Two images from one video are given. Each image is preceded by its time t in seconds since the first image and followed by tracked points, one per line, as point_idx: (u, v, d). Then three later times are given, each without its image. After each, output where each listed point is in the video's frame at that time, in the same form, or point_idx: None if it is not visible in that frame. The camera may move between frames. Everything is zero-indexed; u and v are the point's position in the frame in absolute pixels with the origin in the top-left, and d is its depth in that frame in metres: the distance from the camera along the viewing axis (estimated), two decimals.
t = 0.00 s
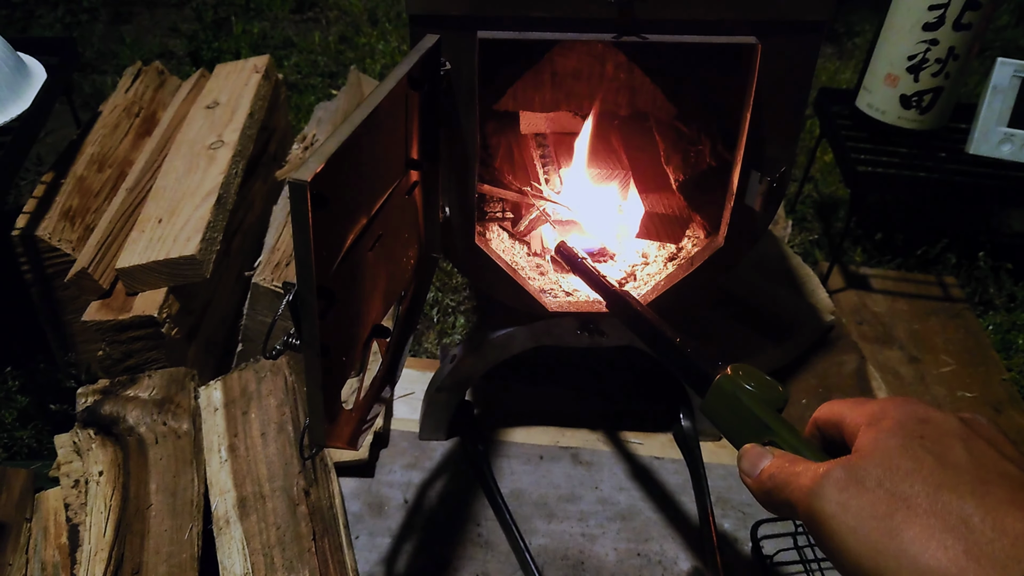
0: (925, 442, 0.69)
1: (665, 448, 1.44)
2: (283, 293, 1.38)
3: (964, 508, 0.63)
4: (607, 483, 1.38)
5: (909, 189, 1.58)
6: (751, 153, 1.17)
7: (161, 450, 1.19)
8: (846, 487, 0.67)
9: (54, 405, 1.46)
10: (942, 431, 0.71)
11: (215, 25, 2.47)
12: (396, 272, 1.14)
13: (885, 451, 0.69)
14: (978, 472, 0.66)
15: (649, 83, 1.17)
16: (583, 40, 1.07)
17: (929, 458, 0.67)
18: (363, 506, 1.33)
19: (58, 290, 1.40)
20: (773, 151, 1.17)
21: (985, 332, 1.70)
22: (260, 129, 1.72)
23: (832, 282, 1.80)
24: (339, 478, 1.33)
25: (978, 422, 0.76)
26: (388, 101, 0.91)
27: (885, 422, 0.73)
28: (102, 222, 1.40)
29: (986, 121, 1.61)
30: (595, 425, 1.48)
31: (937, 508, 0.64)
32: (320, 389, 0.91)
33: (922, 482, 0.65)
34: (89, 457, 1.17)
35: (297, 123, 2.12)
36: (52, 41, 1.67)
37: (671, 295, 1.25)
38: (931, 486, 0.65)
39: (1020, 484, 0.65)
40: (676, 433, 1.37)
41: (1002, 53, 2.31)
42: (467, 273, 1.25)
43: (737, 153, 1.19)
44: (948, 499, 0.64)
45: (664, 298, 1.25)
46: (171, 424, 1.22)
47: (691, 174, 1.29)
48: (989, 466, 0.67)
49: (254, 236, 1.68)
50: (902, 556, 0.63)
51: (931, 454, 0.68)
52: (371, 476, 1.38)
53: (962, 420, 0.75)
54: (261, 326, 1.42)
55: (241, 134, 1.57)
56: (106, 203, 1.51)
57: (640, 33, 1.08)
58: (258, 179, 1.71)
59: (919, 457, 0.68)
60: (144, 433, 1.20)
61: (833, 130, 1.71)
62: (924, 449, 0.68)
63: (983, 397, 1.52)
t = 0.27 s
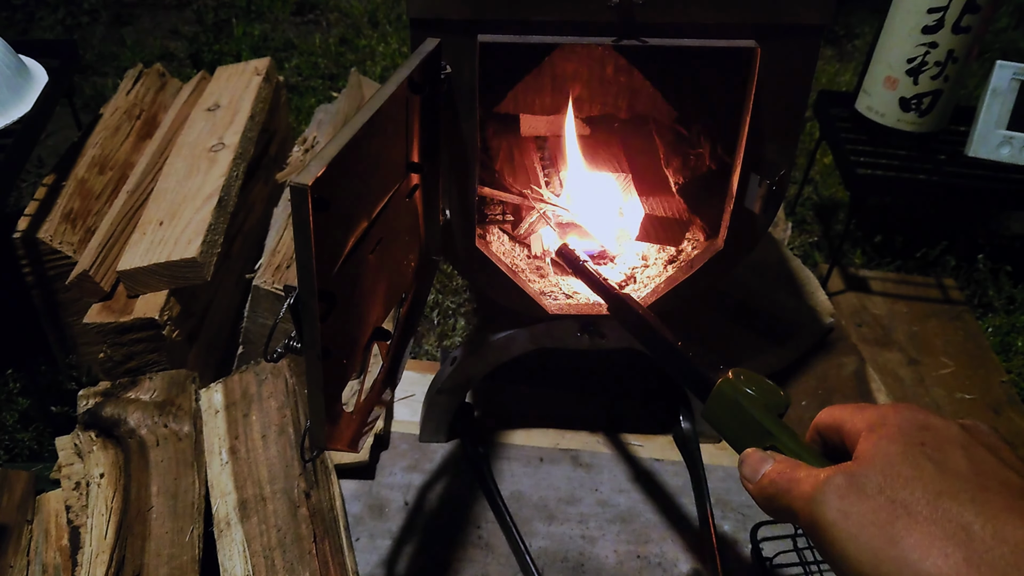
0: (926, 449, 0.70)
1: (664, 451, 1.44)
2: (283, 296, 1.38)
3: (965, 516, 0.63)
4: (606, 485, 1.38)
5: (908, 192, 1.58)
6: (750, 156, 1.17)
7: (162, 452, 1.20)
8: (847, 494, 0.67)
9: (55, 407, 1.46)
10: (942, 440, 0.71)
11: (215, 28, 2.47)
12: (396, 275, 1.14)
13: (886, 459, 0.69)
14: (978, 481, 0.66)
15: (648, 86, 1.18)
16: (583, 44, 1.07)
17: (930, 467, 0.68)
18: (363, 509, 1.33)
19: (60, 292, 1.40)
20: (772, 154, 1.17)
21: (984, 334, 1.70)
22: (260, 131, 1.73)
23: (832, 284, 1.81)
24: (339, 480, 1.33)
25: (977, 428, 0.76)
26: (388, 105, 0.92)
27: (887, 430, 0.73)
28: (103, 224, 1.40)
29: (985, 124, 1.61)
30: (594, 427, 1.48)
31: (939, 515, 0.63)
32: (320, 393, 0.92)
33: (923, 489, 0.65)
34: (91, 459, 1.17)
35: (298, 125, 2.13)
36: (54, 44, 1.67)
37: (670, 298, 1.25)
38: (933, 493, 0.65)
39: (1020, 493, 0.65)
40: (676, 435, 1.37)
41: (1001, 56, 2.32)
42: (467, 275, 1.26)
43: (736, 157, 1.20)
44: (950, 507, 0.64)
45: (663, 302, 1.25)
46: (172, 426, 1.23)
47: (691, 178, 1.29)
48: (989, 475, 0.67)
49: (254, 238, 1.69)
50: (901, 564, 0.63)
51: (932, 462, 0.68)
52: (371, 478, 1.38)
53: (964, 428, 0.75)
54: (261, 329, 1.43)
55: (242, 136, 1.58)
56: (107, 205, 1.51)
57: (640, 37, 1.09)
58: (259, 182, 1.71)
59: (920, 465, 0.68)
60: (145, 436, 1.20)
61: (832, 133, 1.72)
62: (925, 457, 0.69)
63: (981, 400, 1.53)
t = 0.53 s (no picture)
0: (929, 449, 0.69)
1: (664, 452, 1.44)
2: (283, 297, 1.39)
3: (968, 516, 0.62)
4: (606, 487, 1.39)
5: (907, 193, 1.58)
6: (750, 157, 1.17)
7: (162, 454, 1.20)
8: (850, 493, 0.67)
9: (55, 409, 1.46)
10: (946, 439, 0.71)
11: (215, 29, 2.48)
12: (396, 276, 1.14)
13: (890, 458, 0.69)
14: (982, 481, 0.66)
15: (649, 87, 1.19)
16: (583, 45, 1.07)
17: (933, 466, 0.67)
18: (363, 510, 1.33)
19: (60, 294, 1.40)
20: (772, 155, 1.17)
21: (984, 335, 1.71)
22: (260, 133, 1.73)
23: (831, 285, 1.81)
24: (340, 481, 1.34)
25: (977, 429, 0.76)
26: (388, 107, 0.92)
27: (891, 429, 0.73)
28: (103, 226, 1.40)
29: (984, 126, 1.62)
30: (594, 428, 1.49)
31: (941, 515, 0.63)
32: (320, 394, 0.92)
33: (927, 489, 0.65)
34: (91, 460, 1.18)
35: (298, 126, 2.13)
36: (54, 46, 1.68)
37: (670, 299, 1.25)
38: (936, 493, 0.65)
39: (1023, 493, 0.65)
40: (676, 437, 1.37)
41: (1000, 57, 2.32)
42: (467, 276, 1.26)
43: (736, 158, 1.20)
44: (953, 506, 0.63)
45: (663, 303, 1.25)
46: (172, 428, 1.23)
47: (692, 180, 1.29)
48: (992, 474, 0.67)
49: (254, 239, 1.69)
50: (904, 564, 0.63)
51: (935, 462, 0.68)
52: (372, 479, 1.38)
53: (968, 429, 0.75)
54: (261, 330, 1.43)
55: (241, 138, 1.58)
56: (107, 206, 1.51)
57: (640, 39, 1.09)
58: (259, 183, 1.71)
59: (924, 464, 0.68)
60: (145, 437, 1.21)
61: (832, 134, 1.72)
62: (928, 456, 0.68)
63: (981, 401, 1.53)
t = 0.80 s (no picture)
0: (938, 453, 0.69)
1: (663, 451, 1.44)
2: (280, 296, 1.38)
3: (977, 519, 0.62)
4: (605, 486, 1.38)
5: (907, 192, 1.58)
6: (749, 156, 1.17)
7: (159, 453, 1.20)
8: (860, 496, 0.67)
9: (52, 408, 1.46)
10: (956, 442, 0.70)
11: (213, 29, 2.47)
12: (394, 275, 1.14)
13: (899, 462, 0.68)
14: (989, 485, 0.66)
15: (648, 86, 1.18)
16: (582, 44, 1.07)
17: (942, 469, 0.67)
18: (361, 510, 1.33)
19: (57, 293, 1.40)
20: (771, 154, 1.17)
21: (983, 335, 1.70)
22: (258, 131, 1.72)
23: (830, 285, 1.81)
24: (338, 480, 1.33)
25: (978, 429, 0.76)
26: (386, 105, 0.91)
27: (902, 432, 0.72)
28: (101, 225, 1.40)
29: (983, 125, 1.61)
30: (593, 428, 1.48)
31: (951, 519, 0.63)
32: (317, 393, 0.91)
33: (937, 493, 0.65)
34: (87, 459, 1.18)
35: (296, 126, 2.13)
36: (51, 44, 1.67)
37: (669, 298, 1.25)
38: (947, 498, 0.64)
39: None
40: (676, 438, 1.35)
41: (999, 57, 2.32)
42: (464, 275, 1.26)
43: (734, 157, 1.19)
44: (962, 510, 0.63)
45: (662, 302, 1.25)
46: (169, 427, 1.23)
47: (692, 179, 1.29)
48: (999, 478, 0.67)
49: (252, 238, 1.69)
50: (913, 567, 0.63)
51: (945, 466, 0.67)
52: (370, 479, 1.38)
53: (975, 434, 0.74)
54: (259, 329, 1.42)
55: (239, 137, 1.58)
56: (105, 205, 1.51)
57: (638, 37, 1.08)
58: (256, 182, 1.71)
59: (933, 467, 0.67)
60: (141, 436, 1.21)
61: (831, 134, 1.71)
62: (938, 460, 0.68)
63: (980, 401, 1.53)
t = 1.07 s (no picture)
0: (928, 452, 0.69)
1: (661, 450, 1.44)
2: (280, 295, 1.39)
3: (966, 520, 0.63)
4: (603, 485, 1.39)
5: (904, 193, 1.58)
6: (747, 156, 1.17)
7: (159, 451, 1.20)
8: (849, 495, 0.68)
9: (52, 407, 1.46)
10: (946, 443, 0.71)
11: (213, 29, 2.48)
12: (393, 274, 1.14)
13: (889, 461, 0.69)
14: (981, 486, 0.66)
15: (647, 86, 1.19)
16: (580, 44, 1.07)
17: (932, 469, 0.68)
18: (359, 509, 1.34)
19: (56, 292, 1.40)
20: (768, 155, 1.17)
21: (980, 334, 1.71)
22: (257, 131, 1.73)
23: (828, 285, 1.82)
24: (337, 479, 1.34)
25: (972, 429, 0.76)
26: (384, 104, 0.92)
27: (889, 432, 0.74)
28: (101, 224, 1.40)
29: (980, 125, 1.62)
30: (591, 427, 1.49)
31: (939, 518, 0.64)
32: (315, 392, 0.92)
33: (924, 492, 0.66)
34: (88, 458, 1.19)
35: (295, 125, 2.13)
36: (51, 44, 1.68)
37: (666, 298, 1.26)
38: (935, 497, 0.65)
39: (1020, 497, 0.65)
40: (673, 436, 1.37)
41: (997, 58, 2.32)
42: (463, 274, 1.26)
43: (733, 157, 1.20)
44: (950, 510, 0.64)
45: (659, 302, 1.26)
46: (169, 426, 1.23)
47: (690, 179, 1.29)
48: (991, 478, 0.67)
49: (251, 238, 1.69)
50: (901, 566, 0.63)
51: (935, 466, 0.68)
52: (369, 477, 1.38)
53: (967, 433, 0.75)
54: (258, 328, 1.43)
55: (238, 136, 1.58)
56: (104, 204, 1.51)
57: (636, 37, 1.08)
58: (255, 182, 1.71)
59: (924, 467, 0.68)
60: (142, 435, 1.21)
61: (829, 134, 1.72)
62: (929, 461, 0.68)
63: (976, 400, 1.53)
